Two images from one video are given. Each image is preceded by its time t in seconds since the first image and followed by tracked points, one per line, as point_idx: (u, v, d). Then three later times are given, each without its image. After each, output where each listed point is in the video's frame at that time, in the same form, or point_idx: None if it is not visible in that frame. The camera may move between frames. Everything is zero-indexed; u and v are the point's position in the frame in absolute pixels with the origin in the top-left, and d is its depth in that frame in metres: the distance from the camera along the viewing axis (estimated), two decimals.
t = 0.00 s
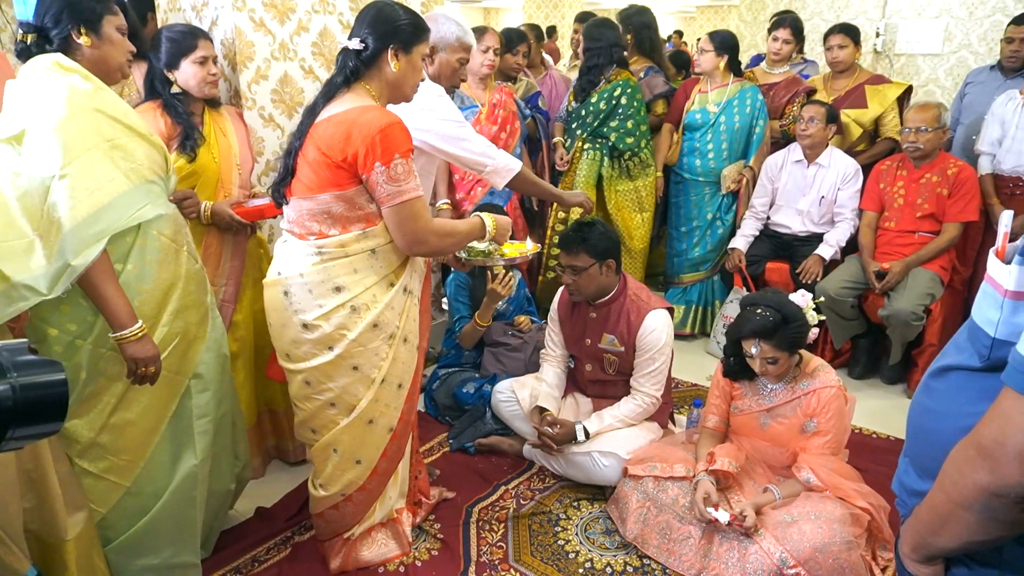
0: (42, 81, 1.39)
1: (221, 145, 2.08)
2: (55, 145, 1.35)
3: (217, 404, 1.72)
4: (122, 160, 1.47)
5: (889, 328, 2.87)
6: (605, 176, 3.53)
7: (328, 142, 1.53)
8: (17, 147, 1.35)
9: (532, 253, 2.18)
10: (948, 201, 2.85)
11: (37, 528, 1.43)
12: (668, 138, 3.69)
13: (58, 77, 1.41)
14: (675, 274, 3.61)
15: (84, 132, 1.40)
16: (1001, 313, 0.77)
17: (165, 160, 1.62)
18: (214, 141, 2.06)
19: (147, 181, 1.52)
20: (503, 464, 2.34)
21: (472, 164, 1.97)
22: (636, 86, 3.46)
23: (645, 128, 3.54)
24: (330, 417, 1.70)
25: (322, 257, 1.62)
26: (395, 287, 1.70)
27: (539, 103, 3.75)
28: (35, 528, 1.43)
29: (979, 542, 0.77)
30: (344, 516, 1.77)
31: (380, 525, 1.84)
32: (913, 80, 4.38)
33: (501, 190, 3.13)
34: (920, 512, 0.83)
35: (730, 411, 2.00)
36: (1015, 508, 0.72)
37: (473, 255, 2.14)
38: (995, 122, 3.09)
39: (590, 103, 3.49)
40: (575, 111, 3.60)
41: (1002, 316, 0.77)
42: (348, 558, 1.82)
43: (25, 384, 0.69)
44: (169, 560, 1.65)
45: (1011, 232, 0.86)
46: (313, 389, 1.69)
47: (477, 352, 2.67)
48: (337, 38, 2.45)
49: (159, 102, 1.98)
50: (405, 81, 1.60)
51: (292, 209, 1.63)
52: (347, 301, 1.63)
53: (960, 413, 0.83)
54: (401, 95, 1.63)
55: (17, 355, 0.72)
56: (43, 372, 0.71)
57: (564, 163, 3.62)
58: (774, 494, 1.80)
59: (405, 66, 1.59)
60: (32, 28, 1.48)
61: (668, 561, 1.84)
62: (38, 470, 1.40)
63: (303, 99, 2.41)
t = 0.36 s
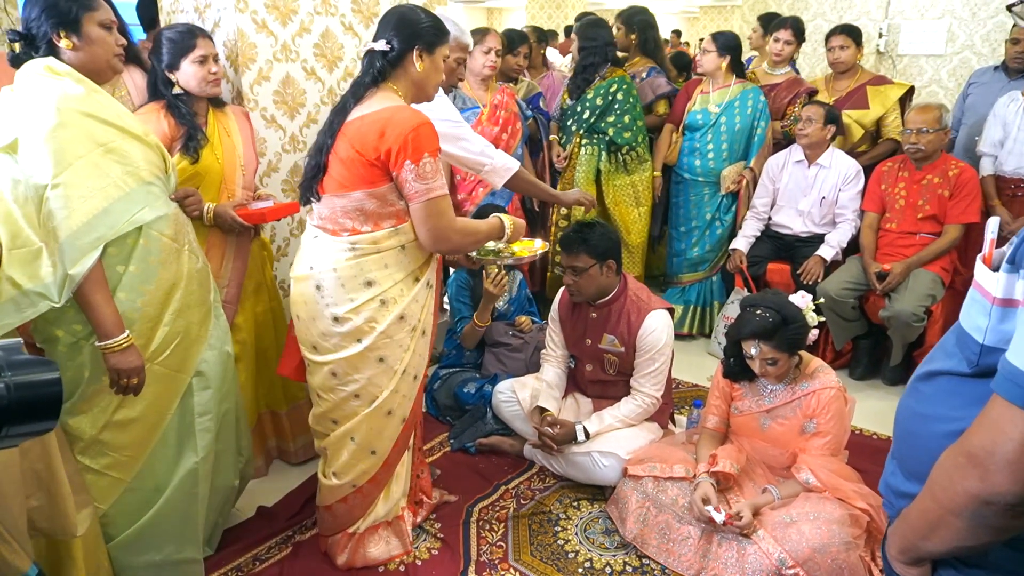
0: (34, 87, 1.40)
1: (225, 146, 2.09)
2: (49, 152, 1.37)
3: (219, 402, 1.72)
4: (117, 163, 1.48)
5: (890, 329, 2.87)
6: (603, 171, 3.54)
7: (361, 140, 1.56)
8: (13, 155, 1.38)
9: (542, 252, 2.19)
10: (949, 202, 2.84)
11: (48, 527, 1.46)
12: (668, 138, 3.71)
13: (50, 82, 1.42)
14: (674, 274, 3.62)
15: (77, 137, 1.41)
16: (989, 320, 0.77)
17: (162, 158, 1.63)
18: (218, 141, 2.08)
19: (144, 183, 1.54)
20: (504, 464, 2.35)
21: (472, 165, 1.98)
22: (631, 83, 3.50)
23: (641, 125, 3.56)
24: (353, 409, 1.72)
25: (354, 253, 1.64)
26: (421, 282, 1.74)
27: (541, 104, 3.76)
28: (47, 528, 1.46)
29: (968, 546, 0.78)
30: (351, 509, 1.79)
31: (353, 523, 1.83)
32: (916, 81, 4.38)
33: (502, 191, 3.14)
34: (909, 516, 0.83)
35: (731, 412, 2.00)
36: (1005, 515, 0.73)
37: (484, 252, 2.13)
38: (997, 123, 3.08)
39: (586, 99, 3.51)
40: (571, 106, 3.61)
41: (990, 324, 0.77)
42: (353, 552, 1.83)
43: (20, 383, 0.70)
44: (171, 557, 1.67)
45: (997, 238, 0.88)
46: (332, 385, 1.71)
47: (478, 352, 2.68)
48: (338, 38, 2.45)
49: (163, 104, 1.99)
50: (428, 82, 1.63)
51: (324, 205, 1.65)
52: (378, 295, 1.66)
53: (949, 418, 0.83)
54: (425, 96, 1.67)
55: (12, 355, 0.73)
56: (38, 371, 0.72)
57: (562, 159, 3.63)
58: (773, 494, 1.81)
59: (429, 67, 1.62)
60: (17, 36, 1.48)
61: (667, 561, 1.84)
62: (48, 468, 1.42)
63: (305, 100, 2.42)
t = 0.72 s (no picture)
0: (11, 87, 1.40)
1: (225, 145, 2.10)
2: (25, 153, 1.37)
3: (214, 402, 1.73)
4: (99, 164, 1.48)
5: (888, 329, 2.87)
6: (602, 170, 3.55)
7: (385, 137, 1.58)
8: None
9: (548, 245, 2.18)
10: (948, 202, 2.84)
11: (42, 526, 1.46)
12: (666, 138, 3.72)
13: (28, 82, 1.42)
14: (670, 272, 3.62)
15: (56, 137, 1.41)
16: (977, 320, 0.78)
17: (149, 158, 1.63)
18: (218, 140, 2.08)
19: (128, 184, 1.54)
20: (501, 464, 2.35)
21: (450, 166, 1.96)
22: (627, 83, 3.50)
23: (638, 123, 3.56)
24: (382, 395, 1.73)
25: (371, 244, 1.65)
26: (434, 274, 1.77)
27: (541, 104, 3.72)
28: (39, 527, 1.46)
29: (956, 547, 0.78)
30: (372, 496, 1.78)
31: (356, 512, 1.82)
32: (917, 81, 4.38)
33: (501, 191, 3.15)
34: (898, 517, 0.83)
35: (728, 412, 2.01)
36: (993, 515, 0.73)
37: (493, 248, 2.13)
38: (997, 123, 3.08)
39: (582, 99, 3.52)
40: (567, 105, 3.62)
41: (977, 324, 0.78)
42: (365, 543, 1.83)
43: None
44: (166, 557, 1.68)
45: (986, 238, 0.89)
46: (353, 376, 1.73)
47: (477, 351, 2.69)
48: (338, 39, 2.46)
49: (163, 102, 2.00)
50: (444, 85, 1.66)
51: (343, 199, 1.65)
52: (394, 286, 1.68)
53: (937, 418, 0.84)
54: (438, 99, 1.69)
55: None
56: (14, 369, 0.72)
57: (561, 160, 3.60)
58: (768, 494, 1.81)
59: (446, 71, 1.65)
60: None
61: (663, 560, 1.85)
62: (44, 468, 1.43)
63: (304, 100, 2.43)
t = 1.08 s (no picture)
0: None
1: (225, 144, 2.10)
2: (14, 158, 1.39)
3: (210, 407, 1.73)
4: (84, 168, 1.49)
5: (886, 330, 2.87)
6: (604, 172, 3.57)
7: (425, 142, 1.58)
8: None
9: (551, 250, 2.06)
10: (945, 203, 2.85)
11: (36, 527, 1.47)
12: (665, 139, 3.73)
13: (15, 88, 1.41)
14: (667, 272, 3.64)
15: (44, 142, 1.42)
16: (972, 322, 0.78)
17: (139, 162, 1.64)
18: (217, 140, 2.08)
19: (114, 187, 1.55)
20: (499, 464, 2.36)
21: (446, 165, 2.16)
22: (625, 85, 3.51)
23: (635, 127, 3.60)
24: (393, 404, 1.71)
25: (399, 247, 1.63)
26: (451, 282, 1.77)
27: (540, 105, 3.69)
28: (33, 527, 1.48)
29: (951, 548, 0.78)
30: (413, 515, 1.82)
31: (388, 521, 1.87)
32: (915, 82, 4.38)
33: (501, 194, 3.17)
34: (895, 519, 0.84)
35: (725, 413, 2.01)
36: (986, 516, 0.73)
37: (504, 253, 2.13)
38: (994, 125, 3.09)
39: (580, 102, 3.52)
40: (566, 108, 3.62)
41: (973, 326, 0.78)
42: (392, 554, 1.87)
43: None
44: (163, 562, 1.69)
45: (981, 242, 0.89)
46: (363, 382, 1.70)
47: (474, 353, 2.65)
48: (336, 40, 2.47)
49: (161, 102, 2.00)
50: (463, 98, 1.68)
51: (369, 200, 1.62)
52: (418, 290, 1.67)
53: (933, 421, 0.84)
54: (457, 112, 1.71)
55: None
56: None
57: (562, 163, 3.58)
58: (766, 495, 1.81)
59: (465, 84, 1.66)
60: None
61: (660, 561, 1.85)
62: (38, 469, 1.45)
63: (303, 102, 2.44)
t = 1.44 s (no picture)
0: None
1: (222, 146, 2.10)
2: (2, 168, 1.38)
3: (208, 410, 1.73)
4: (75, 175, 1.48)
5: (879, 330, 2.89)
6: (600, 173, 3.57)
7: (453, 147, 1.58)
8: None
9: (553, 251, 2.01)
10: (937, 204, 2.87)
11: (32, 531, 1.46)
12: (661, 139, 3.73)
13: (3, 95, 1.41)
14: (662, 272, 3.65)
15: (32, 150, 1.41)
16: (964, 325, 0.79)
17: (131, 165, 1.64)
18: (214, 141, 2.08)
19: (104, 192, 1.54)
20: (496, 465, 2.37)
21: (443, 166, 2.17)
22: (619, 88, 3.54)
23: (630, 129, 3.62)
24: (408, 408, 1.70)
25: (425, 251, 1.65)
26: (464, 288, 1.79)
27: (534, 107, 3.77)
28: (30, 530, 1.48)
29: (943, 547, 0.79)
30: (417, 517, 1.83)
31: (386, 529, 1.88)
32: (908, 82, 4.41)
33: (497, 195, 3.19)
34: (888, 518, 0.85)
35: (720, 412, 2.03)
36: (977, 515, 0.74)
37: (509, 253, 2.07)
38: (985, 126, 3.11)
39: (575, 104, 3.54)
40: (560, 110, 3.64)
41: (964, 328, 0.79)
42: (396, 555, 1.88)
43: None
44: (162, 564, 1.70)
45: (973, 246, 0.90)
46: (378, 386, 1.69)
47: (470, 353, 2.68)
48: (332, 42, 2.47)
49: (157, 104, 2.01)
50: (476, 108, 1.69)
51: (397, 204, 1.61)
52: (439, 295, 1.69)
53: (925, 422, 0.86)
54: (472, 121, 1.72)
55: None
56: None
57: (556, 165, 3.59)
58: (760, 494, 1.83)
59: (478, 95, 1.67)
60: None
61: (656, 560, 1.86)
62: (35, 474, 1.44)
63: (298, 104, 2.44)
